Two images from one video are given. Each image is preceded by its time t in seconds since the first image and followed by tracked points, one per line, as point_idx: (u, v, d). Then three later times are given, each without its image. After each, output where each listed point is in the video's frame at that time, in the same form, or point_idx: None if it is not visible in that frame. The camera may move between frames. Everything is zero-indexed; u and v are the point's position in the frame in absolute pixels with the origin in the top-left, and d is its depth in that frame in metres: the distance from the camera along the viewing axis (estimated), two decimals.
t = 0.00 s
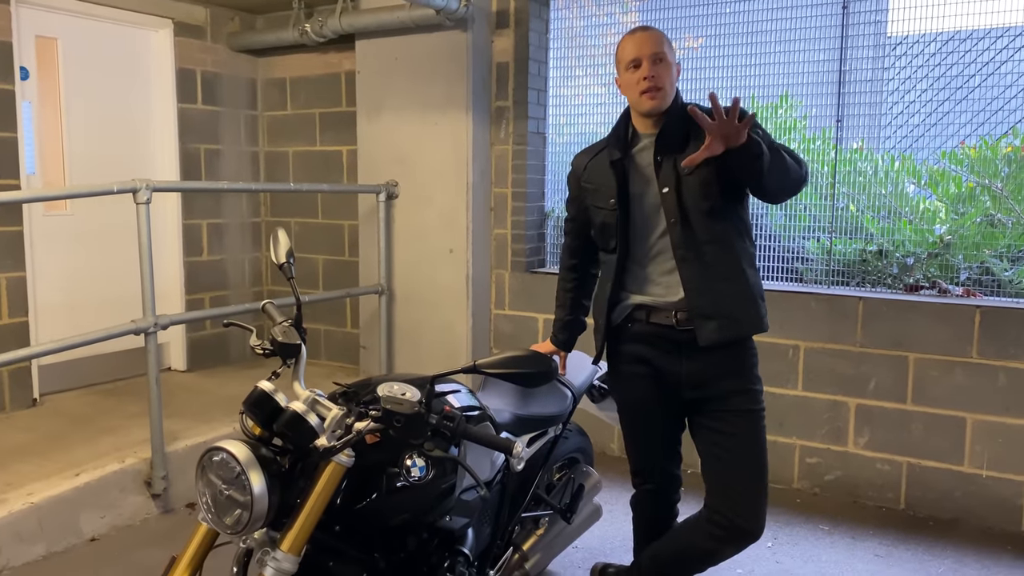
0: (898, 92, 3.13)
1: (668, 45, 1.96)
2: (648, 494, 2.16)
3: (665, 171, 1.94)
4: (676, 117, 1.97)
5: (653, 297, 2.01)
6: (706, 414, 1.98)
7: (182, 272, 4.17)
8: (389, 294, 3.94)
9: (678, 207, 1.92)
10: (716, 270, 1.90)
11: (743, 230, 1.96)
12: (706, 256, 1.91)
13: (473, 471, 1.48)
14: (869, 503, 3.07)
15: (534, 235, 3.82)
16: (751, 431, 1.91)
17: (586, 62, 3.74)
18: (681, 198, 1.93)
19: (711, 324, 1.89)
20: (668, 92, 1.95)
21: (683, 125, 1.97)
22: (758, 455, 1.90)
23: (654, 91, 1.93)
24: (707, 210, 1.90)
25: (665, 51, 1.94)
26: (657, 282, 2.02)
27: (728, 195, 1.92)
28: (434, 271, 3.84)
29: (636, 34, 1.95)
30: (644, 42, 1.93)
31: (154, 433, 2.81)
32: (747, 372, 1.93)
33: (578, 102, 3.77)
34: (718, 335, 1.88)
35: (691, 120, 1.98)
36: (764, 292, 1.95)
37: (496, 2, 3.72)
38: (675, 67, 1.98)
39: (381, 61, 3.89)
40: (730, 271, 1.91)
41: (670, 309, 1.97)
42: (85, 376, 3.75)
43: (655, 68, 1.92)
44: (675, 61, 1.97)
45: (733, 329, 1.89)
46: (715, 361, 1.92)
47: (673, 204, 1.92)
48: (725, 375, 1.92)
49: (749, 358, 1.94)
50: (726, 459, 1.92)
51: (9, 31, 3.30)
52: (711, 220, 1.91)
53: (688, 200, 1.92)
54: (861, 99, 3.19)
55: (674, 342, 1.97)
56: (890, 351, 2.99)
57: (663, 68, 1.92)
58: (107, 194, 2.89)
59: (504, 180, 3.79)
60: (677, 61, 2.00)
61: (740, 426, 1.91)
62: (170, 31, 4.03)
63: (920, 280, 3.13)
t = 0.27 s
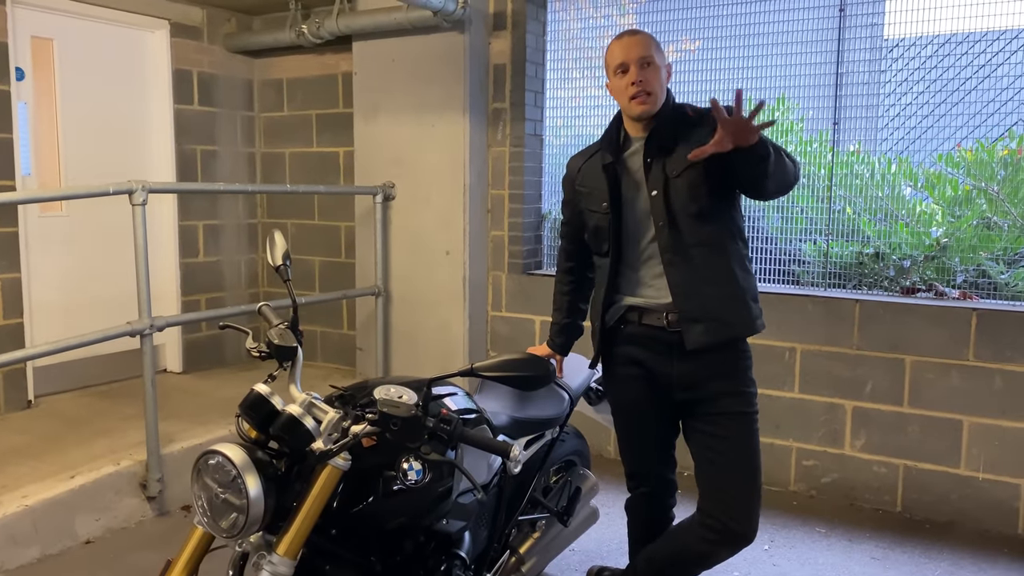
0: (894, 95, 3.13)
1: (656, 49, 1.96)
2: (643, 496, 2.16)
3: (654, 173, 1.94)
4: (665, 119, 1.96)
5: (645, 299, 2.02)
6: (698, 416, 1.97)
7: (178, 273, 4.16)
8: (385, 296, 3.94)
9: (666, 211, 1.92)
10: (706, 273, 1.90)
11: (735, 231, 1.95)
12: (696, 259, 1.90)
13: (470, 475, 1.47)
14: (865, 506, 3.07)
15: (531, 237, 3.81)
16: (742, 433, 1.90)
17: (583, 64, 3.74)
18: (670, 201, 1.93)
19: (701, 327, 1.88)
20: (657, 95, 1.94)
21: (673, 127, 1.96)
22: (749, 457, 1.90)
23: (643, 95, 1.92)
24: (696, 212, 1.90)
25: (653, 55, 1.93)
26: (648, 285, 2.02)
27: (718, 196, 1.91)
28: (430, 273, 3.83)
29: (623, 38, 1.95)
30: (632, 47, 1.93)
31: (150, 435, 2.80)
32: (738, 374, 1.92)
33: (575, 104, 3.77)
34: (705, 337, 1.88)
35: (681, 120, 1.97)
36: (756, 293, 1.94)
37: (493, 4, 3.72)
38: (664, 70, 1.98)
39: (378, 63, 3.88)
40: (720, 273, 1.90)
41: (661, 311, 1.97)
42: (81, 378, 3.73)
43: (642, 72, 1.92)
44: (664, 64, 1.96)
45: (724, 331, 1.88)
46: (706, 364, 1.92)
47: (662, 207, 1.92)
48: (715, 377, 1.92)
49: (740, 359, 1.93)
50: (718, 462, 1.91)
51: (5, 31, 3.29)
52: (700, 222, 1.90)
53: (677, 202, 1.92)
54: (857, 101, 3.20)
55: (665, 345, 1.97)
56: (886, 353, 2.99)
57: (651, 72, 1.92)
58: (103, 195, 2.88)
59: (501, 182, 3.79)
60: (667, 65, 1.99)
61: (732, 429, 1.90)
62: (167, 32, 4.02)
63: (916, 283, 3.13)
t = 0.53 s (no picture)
0: (891, 97, 3.14)
1: (651, 49, 1.94)
2: (637, 499, 2.16)
3: (651, 175, 1.94)
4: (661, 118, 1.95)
5: (640, 300, 2.01)
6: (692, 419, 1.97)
7: (176, 274, 4.15)
8: (383, 297, 3.93)
9: (662, 212, 1.92)
10: (703, 273, 1.88)
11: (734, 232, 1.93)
12: (691, 260, 1.89)
13: (469, 476, 1.46)
14: (863, 507, 3.07)
15: (529, 238, 3.81)
16: (735, 436, 1.89)
17: (581, 65, 3.74)
18: (665, 202, 1.93)
19: (697, 329, 1.87)
20: (650, 97, 1.93)
21: (669, 126, 1.95)
22: (742, 461, 1.89)
23: (634, 98, 1.92)
24: (692, 213, 1.89)
25: (646, 57, 1.92)
26: (643, 286, 2.02)
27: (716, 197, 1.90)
28: (428, 274, 3.82)
29: (618, 41, 1.95)
30: (624, 48, 1.93)
31: (147, 435, 2.79)
32: (733, 376, 1.90)
33: (573, 105, 3.77)
34: (703, 340, 1.87)
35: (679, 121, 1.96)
36: (754, 296, 1.92)
37: (491, 5, 3.71)
38: (660, 71, 1.96)
39: (376, 63, 3.88)
40: (717, 274, 1.88)
41: (654, 311, 1.97)
42: (78, 378, 3.72)
43: (634, 75, 1.91)
44: (659, 65, 1.95)
45: (721, 333, 1.86)
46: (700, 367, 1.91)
47: (658, 209, 1.92)
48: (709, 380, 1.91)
49: (737, 362, 1.91)
50: (710, 465, 1.91)
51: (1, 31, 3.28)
52: (696, 224, 1.89)
53: (673, 204, 1.92)
54: (855, 103, 3.20)
55: (659, 346, 1.97)
56: (885, 355, 2.99)
57: (643, 74, 1.91)
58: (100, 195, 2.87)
59: (499, 183, 3.78)
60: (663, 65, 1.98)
61: (724, 433, 1.89)
62: (164, 32, 4.01)
63: (914, 285, 3.13)
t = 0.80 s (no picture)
0: (889, 98, 3.14)
1: (651, 56, 1.92)
2: (633, 501, 2.15)
3: (650, 176, 1.94)
4: (660, 120, 1.95)
5: (638, 300, 2.01)
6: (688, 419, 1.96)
7: (173, 274, 4.14)
8: (381, 297, 3.92)
9: (661, 212, 1.92)
10: (705, 273, 1.86)
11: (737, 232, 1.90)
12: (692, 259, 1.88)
13: (468, 477, 1.46)
14: (861, 508, 3.07)
15: (528, 238, 3.81)
16: (732, 437, 1.89)
17: (579, 65, 3.74)
18: (665, 202, 1.92)
19: (705, 328, 1.85)
20: (645, 105, 1.93)
21: (666, 130, 1.95)
22: (738, 461, 1.89)
23: (628, 106, 1.93)
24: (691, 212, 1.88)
25: (642, 63, 1.91)
26: (640, 286, 2.01)
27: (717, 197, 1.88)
28: (426, 274, 3.82)
29: (616, 44, 1.94)
30: (623, 55, 1.91)
31: (144, 436, 2.78)
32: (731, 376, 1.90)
33: (572, 106, 3.77)
34: (711, 341, 1.85)
35: (677, 121, 1.96)
36: (765, 291, 1.89)
37: (490, 5, 3.71)
38: (659, 77, 1.94)
39: (375, 63, 3.87)
40: (718, 273, 1.86)
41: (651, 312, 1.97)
42: (74, 378, 3.71)
43: (627, 81, 1.91)
44: (658, 71, 1.93)
45: (726, 333, 1.84)
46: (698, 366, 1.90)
47: (656, 210, 1.92)
48: (706, 380, 1.90)
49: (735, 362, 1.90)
50: (707, 464, 1.91)
51: None
52: (695, 224, 1.88)
53: (672, 204, 1.91)
54: (853, 104, 3.21)
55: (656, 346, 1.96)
56: (883, 355, 2.99)
57: (638, 84, 1.91)
58: (97, 194, 2.86)
59: (498, 183, 3.78)
60: (664, 68, 1.96)
61: (721, 433, 1.89)
62: (162, 31, 4.00)
63: (912, 285, 3.13)
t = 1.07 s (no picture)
0: (885, 99, 3.14)
1: (648, 53, 1.91)
2: (626, 498, 2.16)
3: (646, 176, 1.94)
4: (658, 117, 1.94)
5: (634, 298, 2.02)
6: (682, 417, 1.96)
7: (169, 274, 4.13)
8: (377, 297, 3.92)
9: (655, 213, 1.92)
10: (694, 276, 1.87)
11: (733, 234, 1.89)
12: (681, 261, 1.89)
13: (464, 477, 1.46)
14: (857, 508, 3.07)
15: (524, 238, 3.80)
16: (724, 437, 1.88)
17: (576, 65, 3.74)
18: (660, 203, 1.92)
19: (687, 331, 1.87)
20: (639, 103, 1.92)
21: (665, 126, 1.94)
22: (730, 461, 1.89)
23: (622, 103, 1.93)
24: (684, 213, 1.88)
25: (637, 63, 1.89)
26: (638, 285, 2.01)
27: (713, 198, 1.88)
28: (422, 274, 3.81)
29: (617, 41, 1.94)
30: (620, 52, 1.91)
31: (139, 436, 2.77)
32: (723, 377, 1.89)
33: (568, 105, 3.76)
34: (689, 345, 1.86)
35: (678, 119, 1.95)
36: (757, 295, 1.91)
37: (486, 5, 3.71)
38: (657, 75, 1.92)
39: (371, 63, 3.87)
40: (710, 277, 1.86)
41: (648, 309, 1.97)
42: (70, 378, 3.70)
43: (621, 80, 1.90)
44: (655, 69, 1.91)
45: (708, 337, 1.84)
46: (689, 365, 1.90)
47: (652, 211, 1.92)
48: (698, 379, 1.90)
49: (728, 363, 1.90)
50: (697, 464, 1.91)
51: None
52: (688, 227, 1.88)
53: (667, 206, 1.91)
54: (849, 104, 3.21)
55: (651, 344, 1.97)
56: (879, 356, 2.99)
57: (630, 81, 1.90)
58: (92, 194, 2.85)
59: (494, 183, 3.78)
60: (664, 67, 1.93)
61: (711, 433, 1.89)
62: (158, 30, 3.99)
63: (908, 286, 3.14)
